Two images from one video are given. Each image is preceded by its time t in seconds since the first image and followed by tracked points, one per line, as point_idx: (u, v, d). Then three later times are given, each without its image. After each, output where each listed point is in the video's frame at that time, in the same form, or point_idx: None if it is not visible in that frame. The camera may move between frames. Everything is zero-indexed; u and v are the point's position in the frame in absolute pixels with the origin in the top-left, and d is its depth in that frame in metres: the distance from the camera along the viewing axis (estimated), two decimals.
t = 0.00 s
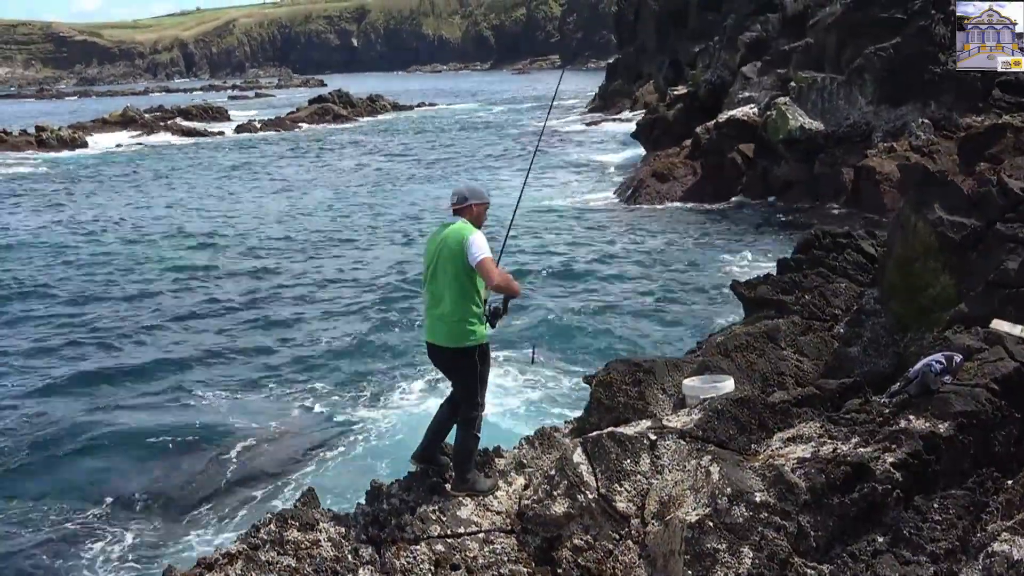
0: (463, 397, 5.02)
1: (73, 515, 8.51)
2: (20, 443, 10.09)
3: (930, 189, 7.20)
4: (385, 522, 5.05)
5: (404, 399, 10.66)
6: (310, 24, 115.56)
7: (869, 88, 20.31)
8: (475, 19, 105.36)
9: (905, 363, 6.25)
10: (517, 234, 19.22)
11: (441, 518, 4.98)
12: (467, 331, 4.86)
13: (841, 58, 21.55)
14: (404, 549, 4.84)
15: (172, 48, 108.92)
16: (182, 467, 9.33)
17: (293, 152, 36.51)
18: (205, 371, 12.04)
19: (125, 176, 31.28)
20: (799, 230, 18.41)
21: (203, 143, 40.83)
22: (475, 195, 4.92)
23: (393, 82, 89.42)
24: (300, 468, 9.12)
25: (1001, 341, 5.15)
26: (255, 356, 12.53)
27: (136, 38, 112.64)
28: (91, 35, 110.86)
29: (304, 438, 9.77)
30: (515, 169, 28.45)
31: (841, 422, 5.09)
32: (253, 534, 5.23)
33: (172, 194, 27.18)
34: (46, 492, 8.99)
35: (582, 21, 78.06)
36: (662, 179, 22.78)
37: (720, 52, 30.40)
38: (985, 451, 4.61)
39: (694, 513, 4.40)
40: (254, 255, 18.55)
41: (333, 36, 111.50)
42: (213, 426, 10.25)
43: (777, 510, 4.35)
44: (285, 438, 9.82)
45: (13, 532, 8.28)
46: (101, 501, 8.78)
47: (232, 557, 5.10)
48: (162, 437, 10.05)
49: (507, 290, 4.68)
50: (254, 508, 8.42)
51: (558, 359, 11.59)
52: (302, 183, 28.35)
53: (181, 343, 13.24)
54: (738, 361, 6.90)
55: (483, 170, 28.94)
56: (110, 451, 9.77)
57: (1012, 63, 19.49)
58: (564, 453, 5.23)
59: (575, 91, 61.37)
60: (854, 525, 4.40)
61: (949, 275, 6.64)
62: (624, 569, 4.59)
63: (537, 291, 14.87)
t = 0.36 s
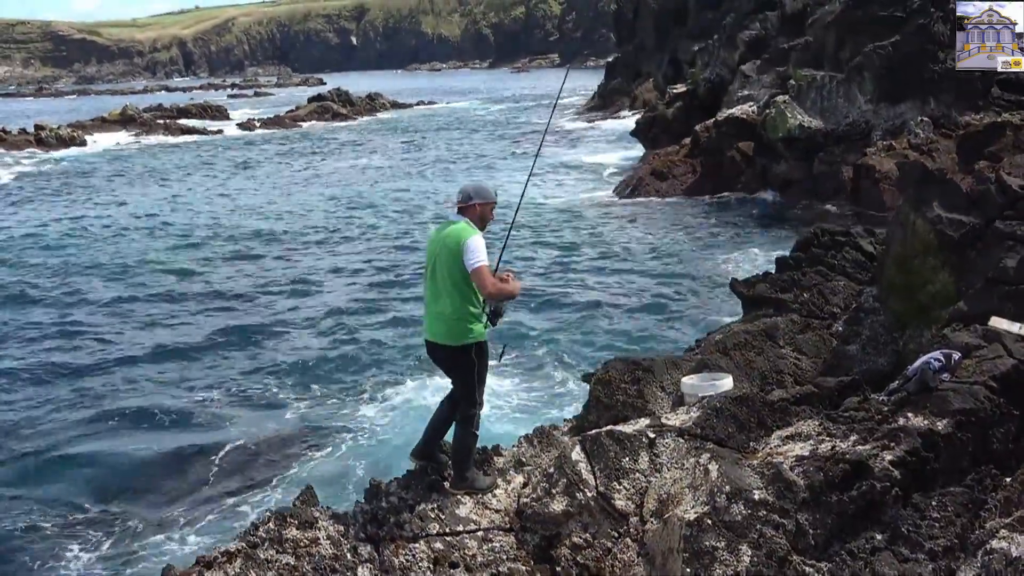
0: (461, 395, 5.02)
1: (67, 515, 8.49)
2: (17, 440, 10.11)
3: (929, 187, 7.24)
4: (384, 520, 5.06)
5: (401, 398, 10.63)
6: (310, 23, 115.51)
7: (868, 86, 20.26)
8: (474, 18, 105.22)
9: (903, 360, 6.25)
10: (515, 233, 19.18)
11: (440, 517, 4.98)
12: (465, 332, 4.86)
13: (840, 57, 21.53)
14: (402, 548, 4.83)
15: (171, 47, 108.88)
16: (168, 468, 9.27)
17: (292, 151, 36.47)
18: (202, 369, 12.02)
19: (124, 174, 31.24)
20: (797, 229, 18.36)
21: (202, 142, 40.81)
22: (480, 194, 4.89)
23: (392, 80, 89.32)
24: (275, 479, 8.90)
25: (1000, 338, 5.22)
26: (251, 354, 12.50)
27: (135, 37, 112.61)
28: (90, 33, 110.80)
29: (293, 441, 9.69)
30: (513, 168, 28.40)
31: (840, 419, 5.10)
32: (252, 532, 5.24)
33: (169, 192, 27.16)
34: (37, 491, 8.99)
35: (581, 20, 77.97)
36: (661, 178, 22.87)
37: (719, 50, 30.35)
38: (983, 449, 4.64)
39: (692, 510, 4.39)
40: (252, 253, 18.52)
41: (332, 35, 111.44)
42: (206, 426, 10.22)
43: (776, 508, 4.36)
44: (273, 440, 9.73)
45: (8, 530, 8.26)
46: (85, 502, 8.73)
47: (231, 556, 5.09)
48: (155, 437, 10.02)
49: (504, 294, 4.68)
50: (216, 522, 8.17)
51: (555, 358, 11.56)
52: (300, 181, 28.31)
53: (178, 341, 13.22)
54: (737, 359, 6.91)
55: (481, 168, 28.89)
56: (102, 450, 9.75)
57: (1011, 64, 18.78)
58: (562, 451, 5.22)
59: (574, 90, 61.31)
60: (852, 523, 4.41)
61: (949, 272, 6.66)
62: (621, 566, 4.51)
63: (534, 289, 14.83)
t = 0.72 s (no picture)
0: (460, 392, 5.02)
1: (64, 513, 8.47)
2: (14, 438, 10.10)
3: (928, 181, 7.22)
4: (383, 516, 5.05)
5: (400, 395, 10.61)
6: (307, 19, 115.33)
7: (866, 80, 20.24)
8: (471, 14, 105.05)
9: (902, 355, 6.28)
10: (514, 228, 19.16)
11: (439, 512, 4.97)
12: (461, 329, 4.87)
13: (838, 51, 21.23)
14: (402, 543, 4.83)
15: (169, 44, 108.71)
16: (152, 472, 9.16)
17: (290, 147, 36.42)
18: (200, 366, 12.00)
19: (121, 172, 31.19)
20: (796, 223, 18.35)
21: (200, 139, 40.74)
22: (480, 191, 4.88)
23: (389, 77, 89.15)
24: (247, 484, 8.77)
25: (999, 332, 5.23)
26: (249, 351, 12.49)
27: (132, 34, 112.41)
28: (87, 31, 110.58)
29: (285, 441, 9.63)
30: (512, 164, 28.38)
31: (839, 413, 5.11)
32: (251, 529, 5.23)
33: (167, 190, 27.12)
34: (29, 489, 8.96)
35: (579, 15, 77.85)
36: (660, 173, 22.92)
37: (717, 44, 30.33)
38: (981, 442, 4.65)
39: (691, 505, 4.40)
40: (250, 250, 18.49)
41: (330, 32, 111.27)
42: (198, 425, 10.16)
43: (775, 502, 4.37)
44: (261, 442, 9.64)
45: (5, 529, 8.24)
46: (78, 501, 8.69)
47: (230, 553, 5.09)
48: (146, 437, 9.95)
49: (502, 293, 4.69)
50: (177, 527, 8.10)
51: (554, 353, 11.56)
52: (298, 178, 28.26)
53: (175, 339, 13.20)
54: (735, 354, 6.90)
55: (479, 164, 28.86)
56: (98, 448, 9.72)
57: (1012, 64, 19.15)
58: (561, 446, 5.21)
59: (573, 85, 61.24)
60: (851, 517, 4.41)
61: (946, 265, 6.67)
62: (621, 562, 4.54)
63: (533, 285, 14.82)
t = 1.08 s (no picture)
0: (458, 391, 5.02)
1: (60, 513, 8.46)
2: (10, 439, 10.07)
3: (925, 176, 7.21)
4: (382, 515, 5.06)
5: (397, 395, 10.58)
6: (303, 18, 115.11)
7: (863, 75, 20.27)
8: (467, 12, 104.88)
9: (900, 351, 6.29)
10: (510, 226, 19.13)
11: (438, 511, 4.97)
12: (459, 326, 4.86)
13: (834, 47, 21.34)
14: (401, 542, 4.83)
15: (164, 43, 108.48)
16: (142, 476, 9.10)
17: (287, 146, 36.37)
18: (197, 366, 11.98)
19: (116, 172, 31.11)
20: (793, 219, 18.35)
21: (195, 139, 40.67)
22: (476, 188, 4.89)
23: (385, 75, 88.95)
24: (224, 492, 8.66)
25: (996, 327, 5.24)
26: (246, 351, 12.48)
27: (128, 34, 112.19)
28: (82, 30, 110.30)
29: (279, 443, 9.58)
30: (509, 161, 28.35)
31: (838, 409, 5.11)
32: (250, 528, 5.23)
33: (163, 189, 27.06)
34: (24, 489, 8.93)
35: (575, 12, 77.77)
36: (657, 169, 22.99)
37: (713, 41, 30.33)
38: (979, 438, 4.65)
39: (690, 502, 4.41)
40: (247, 250, 18.47)
41: (326, 31, 111.10)
42: (195, 425, 10.14)
43: (774, 499, 4.37)
44: (256, 444, 9.60)
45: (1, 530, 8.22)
46: (74, 501, 8.67)
47: (230, 552, 5.09)
48: (142, 437, 9.93)
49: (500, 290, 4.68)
50: (140, 537, 8.00)
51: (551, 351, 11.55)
52: (294, 177, 28.21)
53: (172, 339, 13.18)
54: (734, 350, 6.90)
55: (476, 162, 28.83)
56: (94, 449, 9.70)
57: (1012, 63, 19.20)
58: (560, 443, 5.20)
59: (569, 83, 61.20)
60: (850, 512, 4.42)
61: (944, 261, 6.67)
62: (621, 559, 4.53)
63: (529, 283, 14.80)
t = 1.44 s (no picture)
0: (458, 390, 5.02)
1: (57, 513, 8.44)
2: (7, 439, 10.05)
3: (923, 173, 7.20)
4: (381, 513, 5.07)
5: (395, 392, 10.59)
6: (299, 16, 114.94)
7: (861, 71, 20.33)
8: (464, 9, 104.77)
9: (897, 348, 6.34)
10: (507, 225, 19.12)
11: (437, 508, 4.97)
12: (458, 324, 4.86)
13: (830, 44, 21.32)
14: (400, 540, 4.83)
15: (161, 42, 108.29)
16: (140, 475, 9.08)
17: (284, 145, 36.35)
18: (195, 365, 11.97)
19: (113, 171, 31.08)
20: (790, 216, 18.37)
21: (192, 137, 40.62)
22: (474, 186, 4.88)
23: (382, 73, 88.85)
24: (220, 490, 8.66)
25: (994, 324, 5.25)
26: (244, 350, 12.46)
27: (124, 33, 111.99)
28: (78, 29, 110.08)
29: (277, 442, 9.58)
30: (506, 159, 28.35)
31: (836, 405, 5.11)
32: (249, 526, 5.22)
33: (160, 188, 27.03)
34: (22, 490, 8.90)
35: (572, 9, 77.73)
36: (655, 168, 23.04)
37: (711, 37, 30.33)
38: (976, 434, 4.66)
39: (688, 499, 4.42)
40: (244, 248, 18.45)
41: (323, 29, 110.98)
42: (193, 424, 10.12)
43: (773, 496, 4.39)
44: (254, 443, 9.60)
45: None
46: (72, 501, 8.66)
47: (229, 550, 5.07)
48: (140, 436, 9.91)
49: (500, 288, 4.68)
50: (129, 539, 7.95)
51: (548, 348, 11.56)
52: (291, 175, 28.18)
53: (169, 338, 13.15)
54: (732, 347, 6.89)
55: (473, 160, 28.82)
56: (92, 449, 9.68)
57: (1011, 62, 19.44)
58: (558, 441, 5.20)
59: (566, 80, 61.16)
60: (849, 510, 4.42)
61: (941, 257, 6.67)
62: (620, 557, 4.51)
63: (526, 280, 14.80)
